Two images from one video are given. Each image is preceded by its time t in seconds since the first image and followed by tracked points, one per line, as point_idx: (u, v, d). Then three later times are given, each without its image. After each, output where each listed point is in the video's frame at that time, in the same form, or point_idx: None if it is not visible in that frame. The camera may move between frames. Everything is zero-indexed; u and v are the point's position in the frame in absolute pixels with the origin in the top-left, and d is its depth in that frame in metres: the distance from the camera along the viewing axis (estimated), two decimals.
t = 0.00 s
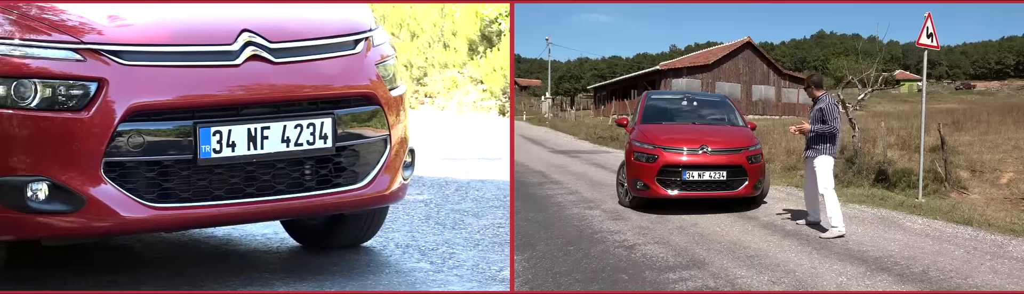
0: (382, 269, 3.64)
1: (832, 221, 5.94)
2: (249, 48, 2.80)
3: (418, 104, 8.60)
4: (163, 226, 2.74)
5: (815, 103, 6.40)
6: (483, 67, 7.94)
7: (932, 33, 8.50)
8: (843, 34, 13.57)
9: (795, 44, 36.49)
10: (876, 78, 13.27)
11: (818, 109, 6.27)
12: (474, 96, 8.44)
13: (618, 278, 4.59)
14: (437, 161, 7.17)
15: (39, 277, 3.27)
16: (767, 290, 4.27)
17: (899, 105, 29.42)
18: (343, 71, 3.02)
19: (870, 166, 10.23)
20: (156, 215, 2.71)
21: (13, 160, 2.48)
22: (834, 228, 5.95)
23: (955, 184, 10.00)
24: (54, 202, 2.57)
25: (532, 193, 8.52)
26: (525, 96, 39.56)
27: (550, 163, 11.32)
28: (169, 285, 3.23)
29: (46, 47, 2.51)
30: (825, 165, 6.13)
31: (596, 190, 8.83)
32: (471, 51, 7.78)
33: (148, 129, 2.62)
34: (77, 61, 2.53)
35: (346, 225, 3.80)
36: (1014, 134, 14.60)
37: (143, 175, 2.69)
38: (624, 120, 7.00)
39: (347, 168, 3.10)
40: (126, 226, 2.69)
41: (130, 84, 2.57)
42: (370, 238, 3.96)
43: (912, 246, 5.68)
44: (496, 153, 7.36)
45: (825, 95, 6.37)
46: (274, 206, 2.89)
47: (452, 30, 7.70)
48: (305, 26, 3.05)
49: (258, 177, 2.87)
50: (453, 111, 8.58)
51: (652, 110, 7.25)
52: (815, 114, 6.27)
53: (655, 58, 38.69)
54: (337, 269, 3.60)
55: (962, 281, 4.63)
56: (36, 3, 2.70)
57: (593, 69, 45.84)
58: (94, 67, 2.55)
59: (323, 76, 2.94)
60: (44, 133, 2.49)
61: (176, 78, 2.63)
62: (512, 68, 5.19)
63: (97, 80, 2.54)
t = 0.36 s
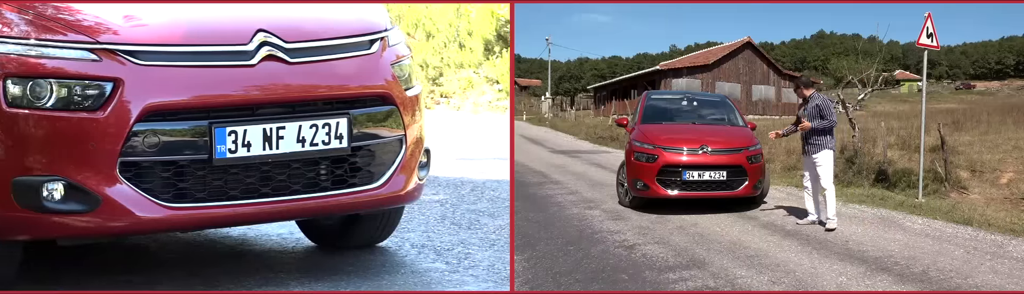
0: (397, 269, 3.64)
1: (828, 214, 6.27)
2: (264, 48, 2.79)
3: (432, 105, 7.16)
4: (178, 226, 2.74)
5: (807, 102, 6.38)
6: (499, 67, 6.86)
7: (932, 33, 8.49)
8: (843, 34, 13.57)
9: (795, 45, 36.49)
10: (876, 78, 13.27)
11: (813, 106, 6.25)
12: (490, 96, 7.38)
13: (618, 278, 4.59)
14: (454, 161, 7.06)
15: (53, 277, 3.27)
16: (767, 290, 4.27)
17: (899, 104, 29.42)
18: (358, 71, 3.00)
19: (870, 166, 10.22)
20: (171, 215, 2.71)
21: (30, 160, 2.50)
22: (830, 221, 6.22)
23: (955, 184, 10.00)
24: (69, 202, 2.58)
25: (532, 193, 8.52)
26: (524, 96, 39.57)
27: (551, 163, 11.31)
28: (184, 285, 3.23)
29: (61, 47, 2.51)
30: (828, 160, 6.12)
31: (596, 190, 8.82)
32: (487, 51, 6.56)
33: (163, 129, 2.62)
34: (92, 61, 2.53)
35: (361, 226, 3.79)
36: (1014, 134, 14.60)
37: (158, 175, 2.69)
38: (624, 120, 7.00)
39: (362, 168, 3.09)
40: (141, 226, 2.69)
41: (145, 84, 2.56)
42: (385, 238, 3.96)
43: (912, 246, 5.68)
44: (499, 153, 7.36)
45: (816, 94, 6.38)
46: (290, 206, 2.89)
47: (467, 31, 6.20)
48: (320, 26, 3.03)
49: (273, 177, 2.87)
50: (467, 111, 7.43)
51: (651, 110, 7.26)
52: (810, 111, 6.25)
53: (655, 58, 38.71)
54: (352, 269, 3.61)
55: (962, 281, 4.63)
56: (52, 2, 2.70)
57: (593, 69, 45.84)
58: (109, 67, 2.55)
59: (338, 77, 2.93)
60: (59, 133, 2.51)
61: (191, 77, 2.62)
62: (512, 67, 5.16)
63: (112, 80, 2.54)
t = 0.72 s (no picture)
0: (413, 269, 3.65)
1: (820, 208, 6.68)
2: (279, 48, 2.77)
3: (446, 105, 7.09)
4: (193, 226, 2.74)
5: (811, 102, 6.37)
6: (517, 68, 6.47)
7: (932, 33, 8.50)
8: (843, 34, 13.57)
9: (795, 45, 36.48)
10: (876, 78, 13.26)
11: (819, 107, 6.25)
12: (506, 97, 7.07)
13: (618, 278, 4.59)
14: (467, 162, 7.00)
15: (67, 276, 3.27)
16: (767, 290, 4.27)
17: (898, 104, 29.41)
18: (374, 71, 2.99)
19: (870, 166, 10.23)
20: (186, 215, 2.71)
21: (45, 160, 2.52)
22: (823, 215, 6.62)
23: (955, 184, 10.00)
24: (85, 202, 2.59)
25: (532, 193, 8.52)
26: (524, 96, 39.57)
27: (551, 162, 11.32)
28: (200, 285, 3.23)
29: (77, 47, 2.52)
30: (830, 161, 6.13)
31: (596, 190, 8.82)
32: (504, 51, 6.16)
33: (179, 129, 2.61)
34: (108, 61, 2.53)
35: (376, 226, 3.79)
36: (1014, 134, 14.59)
37: (174, 175, 2.68)
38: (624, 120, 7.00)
39: (378, 168, 3.08)
40: (156, 226, 2.69)
41: (161, 84, 2.56)
42: (401, 238, 3.96)
43: (912, 246, 5.68)
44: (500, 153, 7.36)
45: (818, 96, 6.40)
46: (305, 206, 2.88)
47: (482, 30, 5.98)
48: (336, 26, 3.01)
49: (289, 178, 2.86)
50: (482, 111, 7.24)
51: (651, 110, 7.26)
52: (816, 112, 6.25)
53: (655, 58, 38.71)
54: (368, 269, 3.61)
55: (962, 281, 4.63)
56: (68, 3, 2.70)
57: (593, 69, 45.83)
58: (125, 67, 2.55)
59: (353, 77, 2.91)
60: (74, 133, 2.51)
61: (206, 77, 2.61)
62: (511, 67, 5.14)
63: (127, 80, 2.54)
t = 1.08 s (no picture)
0: (430, 269, 3.64)
1: (822, 207, 6.72)
2: (296, 48, 2.76)
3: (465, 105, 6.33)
4: (210, 226, 2.74)
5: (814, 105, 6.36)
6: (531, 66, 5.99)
7: (932, 33, 8.50)
8: (843, 34, 13.57)
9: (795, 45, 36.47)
10: (876, 78, 13.25)
11: (822, 110, 6.25)
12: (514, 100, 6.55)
13: (618, 278, 4.59)
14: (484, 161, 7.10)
15: (82, 276, 3.27)
16: (767, 290, 4.27)
17: (898, 104, 29.42)
18: (391, 71, 2.98)
19: (870, 166, 10.23)
20: (204, 215, 2.70)
21: (63, 160, 2.52)
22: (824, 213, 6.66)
23: (955, 184, 10.01)
24: (102, 202, 2.59)
25: (532, 193, 8.52)
26: (524, 96, 39.55)
27: (551, 162, 11.32)
28: (218, 285, 3.22)
29: (94, 47, 2.52)
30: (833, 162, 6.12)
31: (595, 190, 8.82)
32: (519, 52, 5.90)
33: (196, 129, 2.61)
34: (125, 60, 2.53)
35: (393, 226, 3.79)
36: (1014, 134, 14.59)
37: (191, 175, 2.68)
38: (624, 120, 7.00)
39: (395, 169, 3.07)
40: (173, 226, 2.68)
41: (178, 84, 2.55)
42: (417, 238, 3.96)
43: (912, 246, 5.69)
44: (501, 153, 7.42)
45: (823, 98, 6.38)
46: (322, 206, 2.88)
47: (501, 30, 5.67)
48: (353, 26, 3.00)
49: (306, 177, 2.86)
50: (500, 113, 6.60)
51: (651, 110, 7.26)
52: (819, 115, 6.24)
53: (654, 58, 38.76)
54: (385, 269, 3.61)
55: (962, 281, 4.63)
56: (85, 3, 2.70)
57: (592, 69, 45.81)
58: (143, 66, 2.54)
59: (371, 77, 2.90)
60: (91, 132, 2.51)
61: (224, 77, 2.61)
62: (512, 66, 5.14)
63: (145, 80, 2.53)
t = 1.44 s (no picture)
0: (448, 270, 3.63)
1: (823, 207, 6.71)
2: (315, 48, 2.75)
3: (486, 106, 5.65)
4: (229, 226, 2.74)
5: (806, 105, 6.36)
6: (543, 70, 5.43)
7: (932, 33, 8.50)
8: (843, 34, 13.56)
9: (795, 45, 36.47)
10: (876, 78, 13.22)
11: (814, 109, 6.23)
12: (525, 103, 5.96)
13: (618, 278, 4.58)
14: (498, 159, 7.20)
15: (98, 275, 3.27)
16: (767, 290, 4.26)
17: (898, 104, 29.41)
18: (409, 71, 2.97)
19: (870, 166, 10.23)
20: (222, 215, 2.70)
21: (82, 159, 2.53)
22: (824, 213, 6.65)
23: (955, 184, 10.01)
24: (121, 201, 2.59)
25: (532, 193, 8.52)
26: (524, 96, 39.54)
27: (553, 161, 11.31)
28: (237, 285, 3.22)
29: (114, 47, 2.52)
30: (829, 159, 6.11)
31: (596, 190, 8.82)
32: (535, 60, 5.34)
33: (215, 129, 2.60)
34: (144, 60, 2.52)
35: (411, 225, 3.78)
36: (1014, 134, 14.58)
37: (209, 175, 2.68)
38: (624, 120, 7.01)
39: (413, 169, 3.07)
40: (192, 226, 2.68)
41: (197, 84, 2.55)
42: (436, 238, 3.96)
43: (912, 246, 5.68)
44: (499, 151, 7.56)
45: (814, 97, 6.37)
46: (341, 206, 2.88)
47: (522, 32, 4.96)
48: (371, 25, 2.98)
49: (324, 177, 2.86)
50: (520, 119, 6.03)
51: (651, 110, 7.25)
52: (813, 113, 6.22)
53: (654, 58, 38.77)
54: (403, 269, 3.61)
55: (962, 281, 4.63)
56: (104, 3, 2.70)
57: (592, 69, 45.79)
58: (161, 67, 2.54)
59: (389, 77, 2.89)
60: (109, 132, 2.51)
61: (242, 77, 2.60)
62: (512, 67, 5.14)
63: (164, 80, 2.53)
